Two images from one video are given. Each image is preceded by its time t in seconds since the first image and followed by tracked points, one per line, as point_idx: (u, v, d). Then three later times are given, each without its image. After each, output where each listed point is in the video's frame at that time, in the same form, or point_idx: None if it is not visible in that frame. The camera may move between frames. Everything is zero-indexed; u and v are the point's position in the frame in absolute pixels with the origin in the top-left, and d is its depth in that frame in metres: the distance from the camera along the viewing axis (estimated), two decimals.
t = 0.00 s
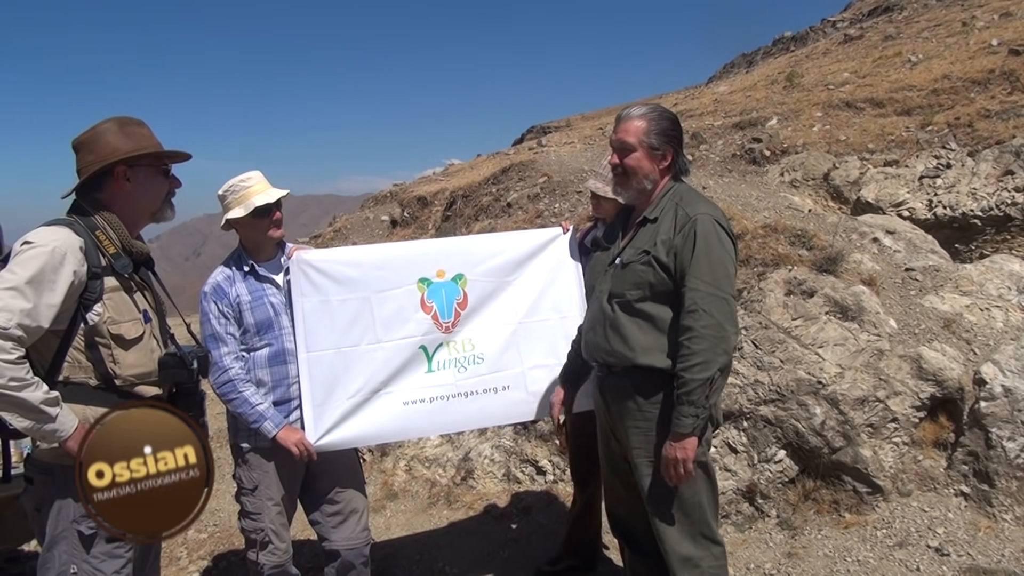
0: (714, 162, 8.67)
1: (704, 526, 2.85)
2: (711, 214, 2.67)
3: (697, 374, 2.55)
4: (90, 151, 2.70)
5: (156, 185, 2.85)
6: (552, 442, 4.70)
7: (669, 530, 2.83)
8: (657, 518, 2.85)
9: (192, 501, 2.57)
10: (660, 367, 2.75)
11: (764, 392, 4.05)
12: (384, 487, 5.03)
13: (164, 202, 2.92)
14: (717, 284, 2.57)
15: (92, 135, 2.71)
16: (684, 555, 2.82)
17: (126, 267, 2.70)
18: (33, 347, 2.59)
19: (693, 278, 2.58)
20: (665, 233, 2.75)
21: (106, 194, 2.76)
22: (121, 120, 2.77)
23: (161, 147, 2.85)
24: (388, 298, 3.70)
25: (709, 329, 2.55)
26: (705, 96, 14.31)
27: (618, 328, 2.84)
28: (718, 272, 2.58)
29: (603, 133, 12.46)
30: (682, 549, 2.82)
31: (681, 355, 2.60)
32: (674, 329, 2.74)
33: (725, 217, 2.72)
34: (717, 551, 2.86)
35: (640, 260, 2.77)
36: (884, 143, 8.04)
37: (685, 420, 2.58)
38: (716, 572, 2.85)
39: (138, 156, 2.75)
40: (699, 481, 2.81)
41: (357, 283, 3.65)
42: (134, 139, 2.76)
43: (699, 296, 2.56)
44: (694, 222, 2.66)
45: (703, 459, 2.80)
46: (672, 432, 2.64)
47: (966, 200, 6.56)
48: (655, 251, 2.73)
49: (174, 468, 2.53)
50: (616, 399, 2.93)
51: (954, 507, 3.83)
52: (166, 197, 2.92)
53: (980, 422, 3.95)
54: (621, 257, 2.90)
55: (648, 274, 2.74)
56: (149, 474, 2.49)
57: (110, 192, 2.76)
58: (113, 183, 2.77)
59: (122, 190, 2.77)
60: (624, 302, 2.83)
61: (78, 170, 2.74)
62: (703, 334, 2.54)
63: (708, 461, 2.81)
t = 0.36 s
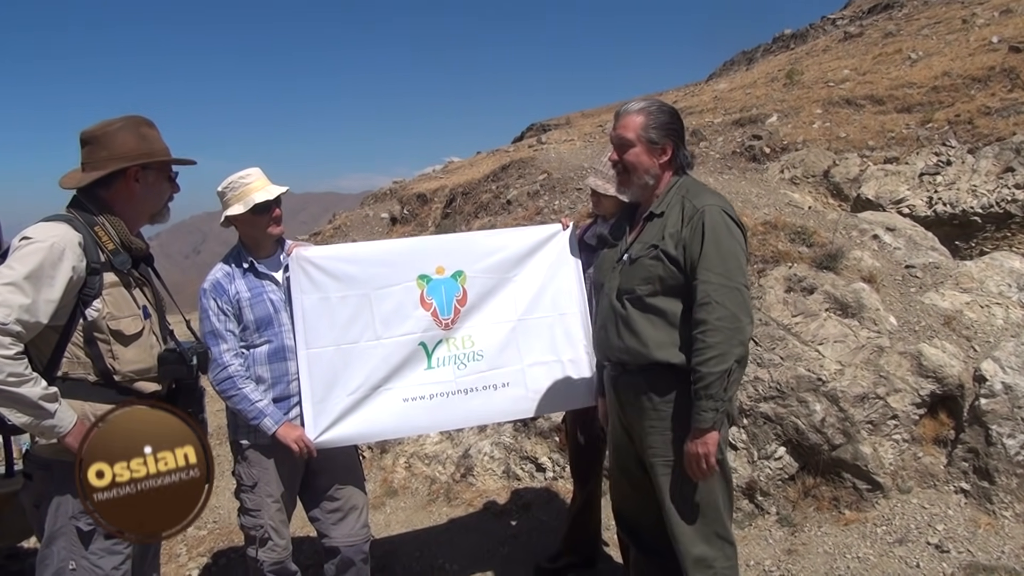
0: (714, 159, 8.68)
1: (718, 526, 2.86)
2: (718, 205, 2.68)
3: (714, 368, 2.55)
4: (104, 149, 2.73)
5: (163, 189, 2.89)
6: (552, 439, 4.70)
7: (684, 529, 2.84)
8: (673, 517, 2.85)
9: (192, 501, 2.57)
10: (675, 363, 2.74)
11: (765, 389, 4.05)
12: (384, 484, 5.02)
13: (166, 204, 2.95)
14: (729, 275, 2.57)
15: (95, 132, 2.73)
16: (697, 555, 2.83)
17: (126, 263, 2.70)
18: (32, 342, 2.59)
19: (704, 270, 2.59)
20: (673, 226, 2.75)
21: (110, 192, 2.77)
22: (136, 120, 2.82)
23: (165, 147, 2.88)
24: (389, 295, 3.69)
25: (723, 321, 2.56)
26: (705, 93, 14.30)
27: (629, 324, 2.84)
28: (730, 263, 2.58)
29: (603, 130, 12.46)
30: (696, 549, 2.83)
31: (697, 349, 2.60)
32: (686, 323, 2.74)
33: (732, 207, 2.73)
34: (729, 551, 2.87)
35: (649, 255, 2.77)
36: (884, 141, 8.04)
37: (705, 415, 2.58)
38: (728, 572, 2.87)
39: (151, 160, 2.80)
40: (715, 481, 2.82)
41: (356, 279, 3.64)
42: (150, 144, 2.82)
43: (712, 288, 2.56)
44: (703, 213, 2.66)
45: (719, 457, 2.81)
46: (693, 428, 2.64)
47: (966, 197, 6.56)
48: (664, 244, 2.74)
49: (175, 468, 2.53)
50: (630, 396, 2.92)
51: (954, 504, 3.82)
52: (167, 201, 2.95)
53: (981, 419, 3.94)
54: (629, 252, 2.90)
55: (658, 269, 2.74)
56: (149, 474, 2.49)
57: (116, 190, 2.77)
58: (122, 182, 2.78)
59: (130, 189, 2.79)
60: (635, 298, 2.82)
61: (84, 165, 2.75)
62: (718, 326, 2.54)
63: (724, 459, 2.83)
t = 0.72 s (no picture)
0: (715, 153, 8.67)
1: (720, 521, 2.85)
2: (723, 198, 2.67)
3: (708, 362, 2.55)
4: (108, 142, 2.75)
5: (165, 185, 2.91)
6: (552, 433, 4.70)
7: (684, 524, 2.84)
8: (673, 511, 2.86)
9: (192, 501, 2.56)
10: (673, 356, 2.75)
11: (765, 382, 4.04)
12: (384, 478, 5.03)
13: (167, 199, 2.96)
14: (730, 270, 2.57)
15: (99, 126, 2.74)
16: (698, 550, 2.83)
17: (127, 257, 2.70)
18: (33, 335, 2.59)
19: (705, 264, 2.58)
20: (678, 219, 2.75)
21: (114, 186, 2.79)
22: (141, 115, 2.84)
23: (167, 141, 2.88)
24: (389, 289, 3.69)
25: (722, 316, 2.55)
26: (705, 87, 14.29)
27: (631, 317, 2.85)
28: (731, 258, 2.58)
29: (604, 124, 12.44)
30: (696, 544, 2.84)
31: (693, 343, 2.60)
32: (688, 318, 2.74)
33: (738, 201, 2.71)
34: (731, 546, 2.86)
35: (652, 248, 2.78)
36: (885, 134, 8.03)
37: (697, 409, 2.58)
38: (730, 567, 2.86)
39: (154, 155, 2.81)
40: (716, 475, 2.81)
41: (357, 273, 3.65)
42: (155, 138, 2.83)
43: (710, 283, 2.56)
44: (706, 207, 2.66)
45: (720, 452, 2.80)
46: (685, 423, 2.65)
47: (967, 191, 6.55)
48: (667, 238, 2.74)
49: (175, 468, 2.53)
50: (632, 390, 2.93)
51: (954, 497, 3.82)
52: (169, 196, 2.96)
53: (981, 413, 3.94)
54: (635, 245, 2.91)
55: (660, 262, 2.75)
56: (149, 474, 2.49)
57: (119, 184, 2.79)
58: (124, 176, 2.80)
59: (132, 184, 2.81)
60: (638, 291, 2.83)
61: (87, 158, 2.76)
62: (715, 321, 2.54)
63: (727, 454, 2.81)
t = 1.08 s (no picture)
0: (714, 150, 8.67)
1: (718, 520, 2.85)
2: (723, 200, 2.66)
3: (701, 367, 2.55)
4: (108, 137, 2.75)
5: (164, 179, 2.90)
6: (550, 429, 4.70)
7: (681, 522, 2.85)
8: (671, 508, 2.87)
9: (192, 501, 2.57)
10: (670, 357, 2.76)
11: (764, 379, 4.04)
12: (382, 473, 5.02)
13: (165, 195, 2.96)
14: (727, 274, 2.56)
15: (97, 120, 2.73)
16: (694, 548, 2.84)
17: (125, 252, 2.70)
18: (30, 331, 2.59)
19: (702, 267, 2.58)
20: (678, 220, 2.75)
21: (113, 181, 2.79)
22: (141, 110, 2.84)
23: (166, 136, 2.88)
24: (388, 285, 3.70)
25: (717, 320, 2.55)
26: (705, 83, 14.29)
27: (630, 317, 2.86)
28: (728, 262, 2.57)
29: (603, 121, 12.43)
30: (694, 542, 2.85)
31: (688, 347, 2.60)
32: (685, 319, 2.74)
33: (739, 203, 2.70)
34: (729, 544, 2.86)
35: (651, 248, 2.78)
36: (885, 132, 8.03)
37: (690, 414, 2.59)
38: (727, 566, 2.86)
39: (154, 150, 2.81)
40: (715, 474, 2.81)
41: (356, 269, 3.65)
42: (155, 134, 2.83)
43: (707, 287, 2.56)
44: (706, 209, 2.65)
45: (719, 451, 2.80)
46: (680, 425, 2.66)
47: (966, 188, 6.54)
48: (667, 239, 2.74)
49: (175, 468, 2.54)
50: (633, 388, 2.95)
51: (952, 495, 3.82)
52: (167, 191, 2.96)
53: (979, 410, 3.94)
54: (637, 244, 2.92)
55: (659, 263, 2.76)
56: (149, 474, 2.50)
57: (117, 178, 2.79)
58: (123, 170, 2.80)
59: (131, 178, 2.80)
60: (637, 290, 2.84)
61: (86, 152, 2.75)
62: (710, 326, 2.54)
63: (726, 453, 2.81)
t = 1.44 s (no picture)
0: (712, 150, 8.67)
1: (719, 522, 2.89)
2: (734, 203, 2.72)
3: (708, 372, 2.63)
4: (104, 137, 2.75)
5: (160, 180, 2.90)
6: (547, 430, 4.70)
7: (683, 524, 2.89)
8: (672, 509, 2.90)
9: (192, 501, 2.57)
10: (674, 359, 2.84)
11: (761, 379, 4.01)
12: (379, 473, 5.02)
13: (162, 195, 2.96)
14: (737, 278, 2.62)
15: (93, 120, 2.74)
16: (696, 550, 2.87)
17: (120, 253, 2.70)
18: (26, 331, 2.59)
19: (712, 271, 2.65)
20: (687, 222, 2.81)
21: (109, 181, 2.79)
22: (137, 110, 2.84)
23: (162, 136, 2.88)
24: (385, 285, 3.69)
25: (726, 324, 2.63)
26: (703, 82, 14.30)
27: (635, 317, 2.93)
28: (738, 266, 2.63)
29: (601, 121, 12.43)
30: (695, 544, 2.88)
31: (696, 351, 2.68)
32: (691, 322, 2.82)
33: (749, 206, 2.77)
34: (729, 547, 2.90)
35: (659, 249, 2.85)
36: (882, 132, 8.04)
37: (694, 417, 2.67)
38: (728, 567, 2.89)
39: (150, 151, 2.81)
40: (717, 477, 2.85)
41: (353, 269, 3.65)
42: (151, 135, 2.82)
43: (716, 291, 2.63)
44: (717, 212, 2.71)
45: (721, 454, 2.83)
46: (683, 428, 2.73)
47: (963, 188, 6.55)
48: (675, 240, 2.80)
49: (174, 468, 2.54)
50: (636, 388, 3.00)
51: (948, 495, 3.82)
52: (164, 192, 2.96)
53: (975, 410, 3.94)
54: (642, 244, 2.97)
55: (666, 265, 2.82)
56: (149, 474, 2.50)
57: (114, 178, 2.79)
58: (120, 170, 2.80)
59: (127, 178, 2.80)
60: (643, 291, 2.90)
61: (82, 152, 2.75)
62: (718, 329, 2.61)
63: (727, 455, 2.84)
